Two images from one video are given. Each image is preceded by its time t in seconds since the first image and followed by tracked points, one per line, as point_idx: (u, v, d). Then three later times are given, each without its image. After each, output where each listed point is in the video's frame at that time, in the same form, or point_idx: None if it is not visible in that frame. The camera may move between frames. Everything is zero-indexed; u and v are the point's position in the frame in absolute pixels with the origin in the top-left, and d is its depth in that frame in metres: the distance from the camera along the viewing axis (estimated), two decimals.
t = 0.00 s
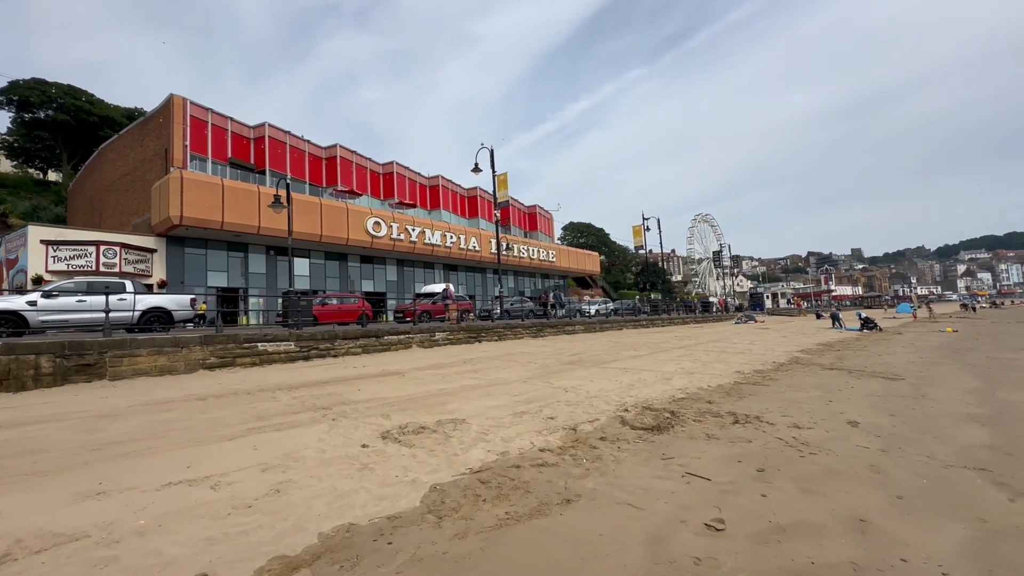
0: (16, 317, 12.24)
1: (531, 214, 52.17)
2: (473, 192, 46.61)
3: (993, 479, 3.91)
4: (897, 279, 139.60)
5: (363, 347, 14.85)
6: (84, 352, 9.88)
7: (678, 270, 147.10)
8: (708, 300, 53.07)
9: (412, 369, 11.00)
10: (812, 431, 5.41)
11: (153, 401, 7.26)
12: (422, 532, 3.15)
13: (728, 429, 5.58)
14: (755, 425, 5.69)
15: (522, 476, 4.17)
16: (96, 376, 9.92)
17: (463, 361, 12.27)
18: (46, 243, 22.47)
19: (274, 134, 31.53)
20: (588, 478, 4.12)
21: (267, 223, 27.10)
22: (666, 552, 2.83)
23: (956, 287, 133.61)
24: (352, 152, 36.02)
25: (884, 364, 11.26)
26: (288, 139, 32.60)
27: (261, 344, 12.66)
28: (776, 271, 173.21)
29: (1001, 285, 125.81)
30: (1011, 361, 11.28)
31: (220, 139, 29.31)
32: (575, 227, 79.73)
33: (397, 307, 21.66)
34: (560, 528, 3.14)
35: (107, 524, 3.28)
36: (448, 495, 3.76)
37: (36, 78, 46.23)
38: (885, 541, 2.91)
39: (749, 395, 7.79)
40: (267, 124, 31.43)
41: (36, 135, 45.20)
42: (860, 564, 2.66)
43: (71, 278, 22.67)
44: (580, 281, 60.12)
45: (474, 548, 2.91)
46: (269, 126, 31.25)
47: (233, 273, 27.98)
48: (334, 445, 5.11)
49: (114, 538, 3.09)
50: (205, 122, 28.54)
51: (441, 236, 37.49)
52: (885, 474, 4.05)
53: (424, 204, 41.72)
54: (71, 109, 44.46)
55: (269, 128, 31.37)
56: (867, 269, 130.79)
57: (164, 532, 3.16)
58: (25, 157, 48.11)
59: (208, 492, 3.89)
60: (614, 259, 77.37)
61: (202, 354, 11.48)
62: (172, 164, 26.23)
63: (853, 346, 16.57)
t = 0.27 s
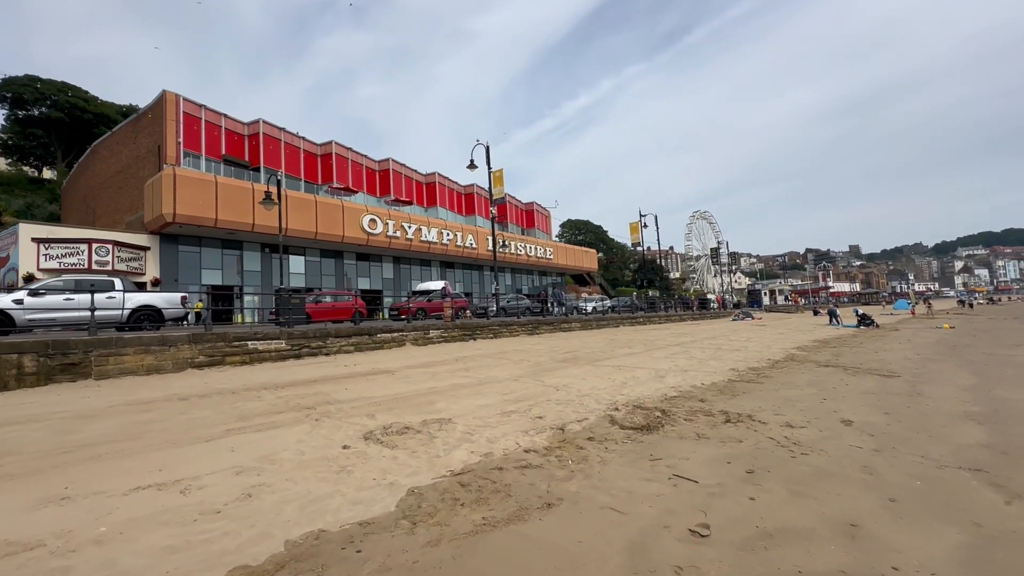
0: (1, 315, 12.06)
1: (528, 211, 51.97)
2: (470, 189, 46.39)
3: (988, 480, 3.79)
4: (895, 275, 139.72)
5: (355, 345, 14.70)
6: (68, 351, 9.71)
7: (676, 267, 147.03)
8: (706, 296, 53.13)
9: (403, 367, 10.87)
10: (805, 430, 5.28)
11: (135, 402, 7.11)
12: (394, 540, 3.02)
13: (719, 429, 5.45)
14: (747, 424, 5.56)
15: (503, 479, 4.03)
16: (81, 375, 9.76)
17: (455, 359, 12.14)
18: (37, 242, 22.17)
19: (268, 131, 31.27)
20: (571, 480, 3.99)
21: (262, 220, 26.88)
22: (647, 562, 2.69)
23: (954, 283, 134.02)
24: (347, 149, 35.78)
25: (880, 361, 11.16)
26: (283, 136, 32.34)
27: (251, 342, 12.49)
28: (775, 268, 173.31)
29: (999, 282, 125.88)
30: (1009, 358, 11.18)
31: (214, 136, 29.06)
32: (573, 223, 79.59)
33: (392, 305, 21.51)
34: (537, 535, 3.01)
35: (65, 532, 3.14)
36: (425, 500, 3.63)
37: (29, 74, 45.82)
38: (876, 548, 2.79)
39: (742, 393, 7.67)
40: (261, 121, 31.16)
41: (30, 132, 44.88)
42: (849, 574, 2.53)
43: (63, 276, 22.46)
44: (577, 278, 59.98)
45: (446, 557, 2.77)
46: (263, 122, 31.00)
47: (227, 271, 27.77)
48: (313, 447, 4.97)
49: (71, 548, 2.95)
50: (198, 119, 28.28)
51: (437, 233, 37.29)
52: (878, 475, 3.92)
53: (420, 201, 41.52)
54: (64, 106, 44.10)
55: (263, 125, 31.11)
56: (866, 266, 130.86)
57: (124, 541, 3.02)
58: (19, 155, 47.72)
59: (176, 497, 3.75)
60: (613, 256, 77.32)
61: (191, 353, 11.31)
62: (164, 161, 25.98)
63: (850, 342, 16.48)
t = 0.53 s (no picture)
0: None
1: (527, 209, 51.82)
2: (468, 186, 46.23)
3: (987, 483, 3.67)
4: (895, 271, 139.67)
5: (350, 344, 14.59)
6: (56, 351, 9.58)
7: (676, 265, 146.95)
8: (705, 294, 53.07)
9: (396, 366, 10.76)
10: (799, 430, 5.16)
11: (120, 402, 6.98)
12: (367, 548, 2.90)
13: (712, 429, 5.33)
14: (740, 424, 5.44)
15: (487, 483, 3.91)
16: (70, 375, 9.65)
17: (450, 358, 12.04)
18: (32, 240, 21.94)
19: (265, 128, 31.10)
20: (557, 484, 3.87)
21: (258, 218, 26.72)
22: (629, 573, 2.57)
23: (953, 280, 134.00)
24: (344, 146, 35.59)
25: (878, 358, 11.05)
26: (280, 133, 32.17)
27: (244, 341, 12.38)
28: (774, 265, 173.28)
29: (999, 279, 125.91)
30: (1008, 355, 11.08)
31: (210, 134, 28.89)
32: (573, 221, 79.40)
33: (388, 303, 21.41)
34: (516, 543, 2.89)
35: (28, 540, 3.02)
36: (404, 505, 3.51)
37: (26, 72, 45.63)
38: (869, 556, 2.67)
39: (738, 392, 7.56)
40: (258, 118, 30.99)
41: (27, 130, 44.76)
42: None
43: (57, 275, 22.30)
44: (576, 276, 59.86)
45: (420, 567, 2.66)
46: (259, 120, 30.80)
47: (223, 269, 27.62)
48: (295, 449, 4.84)
49: (30, 557, 2.83)
50: (194, 117, 28.11)
51: (435, 231, 37.13)
52: (873, 478, 3.80)
53: (418, 199, 41.36)
54: (62, 104, 43.93)
55: (260, 122, 30.93)
56: (865, 262, 130.79)
57: (87, 550, 2.90)
58: (17, 153, 47.58)
59: (148, 502, 3.63)
60: (612, 254, 77.16)
61: (182, 352, 11.20)
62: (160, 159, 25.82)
63: (848, 340, 16.39)
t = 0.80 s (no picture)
0: None
1: (527, 206, 51.64)
2: (468, 184, 46.07)
3: (988, 486, 3.54)
4: (897, 269, 139.33)
5: (346, 342, 14.47)
6: (46, 350, 9.48)
7: (677, 263, 146.68)
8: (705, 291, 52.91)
9: (390, 364, 10.64)
10: (796, 431, 5.03)
11: (107, 402, 6.88)
12: (342, 556, 2.79)
13: (707, 430, 5.20)
14: (735, 425, 5.33)
15: (472, 486, 3.79)
16: (61, 375, 9.55)
17: (446, 357, 11.92)
18: (29, 239, 21.84)
19: (263, 126, 30.96)
20: (544, 487, 3.75)
21: (256, 216, 26.59)
22: None
23: (955, 278, 133.62)
24: (343, 144, 35.45)
25: (878, 356, 10.92)
26: (278, 131, 32.03)
27: (238, 340, 12.27)
28: (775, 263, 172.98)
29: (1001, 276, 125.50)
30: (1011, 352, 10.94)
31: (207, 132, 28.76)
32: (573, 219, 79.13)
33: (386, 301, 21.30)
34: (497, 550, 2.78)
35: None
36: (385, 510, 3.40)
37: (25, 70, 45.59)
38: (864, 565, 2.55)
39: (735, 390, 7.43)
40: (256, 116, 30.84)
41: (27, 129, 44.70)
42: None
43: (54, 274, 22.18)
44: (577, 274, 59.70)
45: None
46: (257, 117, 30.67)
47: (222, 268, 27.52)
48: (279, 450, 4.73)
49: None
50: (191, 115, 27.98)
51: (434, 229, 36.97)
52: (870, 481, 3.68)
53: (417, 197, 41.21)
54: (61, 103, 43.84)
55: (257, 120, 30.79)
56: (867, 260, 130.41)
57: (50, 558, 2.79)
58: (17, 152, 47.53)
59: (122, 507, 3.51)
60: (613, 252, 76.91)
61: (175, 351, 11.11)
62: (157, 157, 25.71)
63: (848, 337, 16.23)
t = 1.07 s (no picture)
0: None
1: (528, 205, 51.42)
2: (469, 182, 45.91)
3: (995, 492, 3.39)
4: (902, 266, 138.51)
5: (343, 342, 14.36)
6: (39, 350, 9.40)
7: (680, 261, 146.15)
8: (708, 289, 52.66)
9: (386, 364, 10.52)
10: (795, 433, 4.89)
11: (96, 403, 6.78)
12: (314, 568, 2.66)
13: (703, 432, 5.06)
14: (733, 427, 5.18)
15: (457, 492, 3.66)
16: (54, 375, 9.48)
17: (443, 356, 11.79)
18: (29, 239, 21.80)
19: (263, 125, 30.87)
20: (531, 493, 3.61)
21: (256, 216, 26.51)
22: None
23: (961, 275, 132.67)
24: (343, 143, 35.35)
25: (882, 355, 10.74)
26: (278, 130, 31.94)
27: (234, 340, 12.19)
28: (779, 260, 172.22)
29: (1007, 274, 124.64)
30: (1017, 351, 10.74)
31: (207, 131, 28.70)
32: (575, 217, 78.83)
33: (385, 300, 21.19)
34: (477, 562, 2.66)
35: None
36: (364, 517, 3.28)
37: (28, 71, 45.67)
38: None
39: (734, 391, 7.28)
40: (256, 115, 30.75)
41: (30, 129, 44.81)
42: None
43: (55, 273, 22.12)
44: (579, 272, 59.46)
45: None
46: (257, 116, 30.59)
47: (222, 267, 27.47)
48: (262, 454, 4.61)
49: None
50: (191, 114, 27.90)
51: (435, 228, 36.83)
52: (870, 486, 3.53)
53: (418, 195, 41.09)
54: (63, 103, 43.90)
55: (258, 119, 30.69)
56: (871, 258, 129.67)
57: (11, 571, 2.68)
58: (20, 153, 47.63)
59: (94, 514, 3.40)
60: (615, 250, 76.58)
61: (170, 351, 11.03)
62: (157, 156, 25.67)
63: (851, 336, 16.05)
